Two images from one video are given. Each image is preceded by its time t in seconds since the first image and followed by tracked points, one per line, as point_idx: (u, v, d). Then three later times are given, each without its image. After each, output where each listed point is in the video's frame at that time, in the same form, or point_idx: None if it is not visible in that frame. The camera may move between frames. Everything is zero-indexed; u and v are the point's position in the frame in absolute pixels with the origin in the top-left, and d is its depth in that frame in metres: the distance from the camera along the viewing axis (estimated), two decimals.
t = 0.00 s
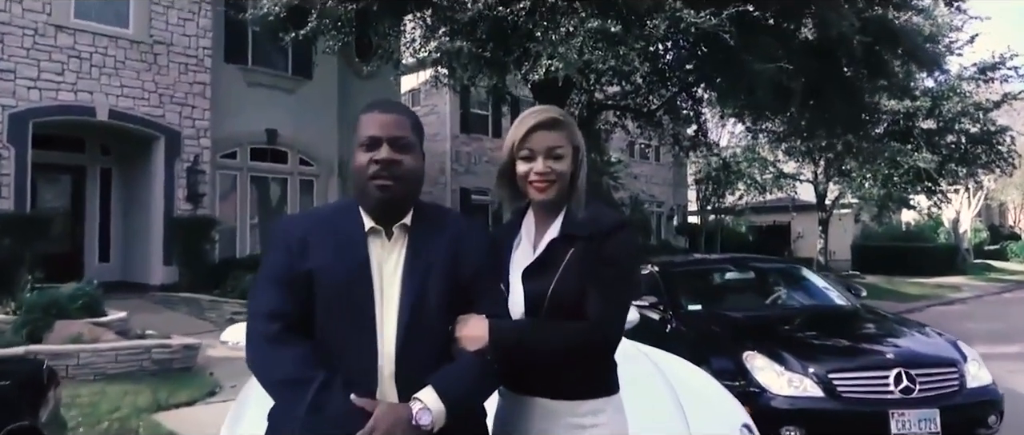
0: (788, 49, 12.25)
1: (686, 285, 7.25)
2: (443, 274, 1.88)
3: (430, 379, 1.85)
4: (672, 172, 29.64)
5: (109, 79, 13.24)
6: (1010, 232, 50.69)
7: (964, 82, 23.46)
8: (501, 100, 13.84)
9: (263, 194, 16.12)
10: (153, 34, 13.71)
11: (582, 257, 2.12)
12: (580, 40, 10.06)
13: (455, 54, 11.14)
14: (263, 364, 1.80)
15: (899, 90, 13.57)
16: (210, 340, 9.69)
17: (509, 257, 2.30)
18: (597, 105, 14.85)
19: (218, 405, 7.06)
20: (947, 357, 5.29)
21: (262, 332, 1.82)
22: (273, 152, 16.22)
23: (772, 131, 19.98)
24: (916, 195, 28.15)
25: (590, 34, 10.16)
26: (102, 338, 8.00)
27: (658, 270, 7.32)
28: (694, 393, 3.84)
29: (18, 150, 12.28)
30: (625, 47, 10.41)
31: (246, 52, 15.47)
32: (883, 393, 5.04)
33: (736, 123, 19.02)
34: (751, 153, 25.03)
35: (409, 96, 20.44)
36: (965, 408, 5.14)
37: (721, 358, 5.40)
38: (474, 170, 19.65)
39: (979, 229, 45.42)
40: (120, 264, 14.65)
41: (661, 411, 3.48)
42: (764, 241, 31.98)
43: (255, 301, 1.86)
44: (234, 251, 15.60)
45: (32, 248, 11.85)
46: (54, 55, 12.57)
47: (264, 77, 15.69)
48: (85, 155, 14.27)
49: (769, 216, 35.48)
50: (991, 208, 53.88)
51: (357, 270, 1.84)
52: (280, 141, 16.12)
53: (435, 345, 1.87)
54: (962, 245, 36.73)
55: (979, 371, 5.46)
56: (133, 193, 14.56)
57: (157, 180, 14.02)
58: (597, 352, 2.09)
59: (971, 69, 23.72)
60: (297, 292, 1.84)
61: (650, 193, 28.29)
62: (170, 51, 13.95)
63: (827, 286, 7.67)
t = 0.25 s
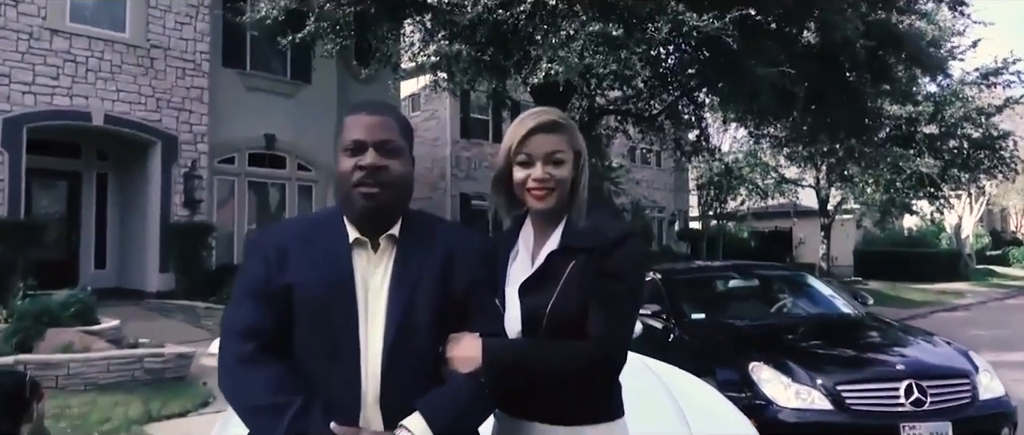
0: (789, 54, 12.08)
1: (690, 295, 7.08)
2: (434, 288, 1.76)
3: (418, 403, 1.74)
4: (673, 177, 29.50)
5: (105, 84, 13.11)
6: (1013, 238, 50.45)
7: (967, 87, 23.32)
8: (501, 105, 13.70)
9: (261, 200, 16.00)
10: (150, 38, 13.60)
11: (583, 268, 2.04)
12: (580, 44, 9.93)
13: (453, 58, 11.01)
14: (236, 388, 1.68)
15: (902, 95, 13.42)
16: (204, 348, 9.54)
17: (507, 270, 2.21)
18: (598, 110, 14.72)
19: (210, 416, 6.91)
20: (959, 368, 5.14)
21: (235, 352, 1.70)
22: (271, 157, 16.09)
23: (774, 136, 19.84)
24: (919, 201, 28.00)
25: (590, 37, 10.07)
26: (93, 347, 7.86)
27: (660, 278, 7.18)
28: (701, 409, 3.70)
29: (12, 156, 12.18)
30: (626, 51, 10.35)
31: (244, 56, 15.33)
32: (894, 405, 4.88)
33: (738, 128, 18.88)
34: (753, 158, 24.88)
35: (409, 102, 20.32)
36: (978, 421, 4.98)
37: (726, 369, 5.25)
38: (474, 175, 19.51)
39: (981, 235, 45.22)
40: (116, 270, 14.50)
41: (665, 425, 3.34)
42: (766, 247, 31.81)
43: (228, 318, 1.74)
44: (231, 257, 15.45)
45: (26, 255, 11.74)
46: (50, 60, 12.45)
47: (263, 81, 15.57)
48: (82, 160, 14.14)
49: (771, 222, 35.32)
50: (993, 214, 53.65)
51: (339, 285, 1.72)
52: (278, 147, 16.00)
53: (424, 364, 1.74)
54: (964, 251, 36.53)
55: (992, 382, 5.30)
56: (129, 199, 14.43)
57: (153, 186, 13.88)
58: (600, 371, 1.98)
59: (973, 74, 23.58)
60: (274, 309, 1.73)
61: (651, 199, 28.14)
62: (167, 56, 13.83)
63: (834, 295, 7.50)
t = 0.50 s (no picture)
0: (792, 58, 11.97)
1: (695, 305, 6.91)
2: (420, 313, 1.66)
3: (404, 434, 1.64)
4: (674, 183, 29.36)
5: (102, 88, 12.98)
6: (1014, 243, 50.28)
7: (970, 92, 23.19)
8: (501, 110, 13.56)
9: (260, 206, 15.81)
10: (147, 42, 13.49)
11: (581, 289, 1.95)
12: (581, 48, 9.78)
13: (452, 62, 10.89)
14: (200, 423, 1.56)
15: (904, 100, 13.29)
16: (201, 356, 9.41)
17: (501, 291, 2.07)
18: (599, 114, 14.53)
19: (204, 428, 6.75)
20: (973, 381, 5.00)
21: (200, 382, 1.58)
22: (270, 163, 15.91)
23: (776, 141, 19.71)
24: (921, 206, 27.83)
25: (591, 41, 9.94)
26: (85, 357, 7.70)
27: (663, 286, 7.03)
28: None
29: (8, 161, 12.03)
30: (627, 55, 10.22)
31: (242, 60, 15.22)
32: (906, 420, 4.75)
33: (739, 133, 18.75)
34: (755, 163, 24.73)
35: (409, 107, 20.20)
36: None
37: (730, 381, 5.11)
38: (475, 181, 19.42)
39: (983, 240, 44.99)
40: (112, 276, 14.36)
41: None
42: (768, 252, 31.67)
43: (191, 346, 1.62)
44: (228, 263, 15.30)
45: (21, 262, 11.62)
46: (46, 64, 12.34)
47: (262, 86, 15.44)
48: (78, 166, 13.99)
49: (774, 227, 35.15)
50: (995, 219, 53.48)
51: (317, 309, 1.61)
52: (277, 153, 15.83)
53: (410, 394, 1.64)
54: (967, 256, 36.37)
55: (1005, 395, 5.17)
56: (126, 205, 14.30)
57: (151, 191, 13.75)
58: (606, 403, 1.83)
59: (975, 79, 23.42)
60: (243, 336, 1.61)
61: (652, 204, 28.00)
62: (165, 60, 13.71)
63: (840, 304, 7.35)
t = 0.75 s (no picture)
0: (795, 63, 11.91)
1: (699, 314, 6.76)
2: (406, 331, 1.60)
3: None
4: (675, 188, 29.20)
5: (99, 92, 12.86)
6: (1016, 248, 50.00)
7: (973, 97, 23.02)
8: (501, 115, 13.41)
9: (258, 211, 15.69)
10: (145, 46, 13.38)
11: (585, 302, 1.94)
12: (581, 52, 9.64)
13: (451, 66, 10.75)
14: None
15: (908, 105, 13.14)
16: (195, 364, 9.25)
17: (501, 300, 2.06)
18: (602, 118, 14.30)
19: None
20: (984, 393, 4.90)
21: (167, 407, 1.52)
22: (268, 168, 15.81)
23: (778, 147, 19.56)
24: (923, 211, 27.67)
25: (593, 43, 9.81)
26: (76, 365, 7.55)
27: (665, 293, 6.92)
28: None
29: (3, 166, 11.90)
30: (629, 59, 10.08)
31: (240, 65, 15.11)
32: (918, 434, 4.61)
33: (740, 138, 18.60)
34: (757, 168, 24.59)
35: (409, 112, 20.08)
36: None
37: (736, 391, 4.97)
38: (475, 186, 19.29)
39: (985, 245, 44.74)
40: (109, 282, 14.23)
41: None
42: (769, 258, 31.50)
43: (161, 366, 1.56)
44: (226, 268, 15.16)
45: (16, 268, 11.49)
46: (42, 68, 12.23)
47: (260, 90, 15.29)
48: (75, 171, 13.87)
49: (776, 232, 34.98)
50: (997, 224, 53.20)
51: (296, 327, 1.55)
52: (276, 158, 15.71)
53: (395, 419, 1.57)
54: (969, 261, 36.17)
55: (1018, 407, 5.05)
56: (123, 210, 14.18)
57: (147, 197, 13.64)
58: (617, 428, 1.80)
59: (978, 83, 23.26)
60: (215, 356, 1.55)
61: (653, 210, 27.84)
62: (163, 64, 13.60)
63: (847, 311, 7.22)
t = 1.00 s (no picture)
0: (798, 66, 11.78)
1: (700, 318, 6.70)
2: (403, 337, 1.57)
3: None
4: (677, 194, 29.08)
5: (96, 96, 12.75)
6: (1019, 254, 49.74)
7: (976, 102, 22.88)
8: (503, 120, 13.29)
9: (257, 216, 15.58)
10: (143, 50, 13.27)
11: (595, 312, 1.87)
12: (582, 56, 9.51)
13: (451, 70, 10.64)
14: None
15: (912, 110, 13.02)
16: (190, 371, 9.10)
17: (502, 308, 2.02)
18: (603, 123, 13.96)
19: None
20: (998, 403, 4.77)
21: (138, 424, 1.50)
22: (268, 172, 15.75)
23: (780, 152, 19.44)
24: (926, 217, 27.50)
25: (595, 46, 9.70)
26: (70, 372, 7.42)
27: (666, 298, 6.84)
28: None
29: None
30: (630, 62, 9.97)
31: (240, 69, 15.02)
32: None
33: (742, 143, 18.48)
34: (759, 173, 24.43)
35: (410, 117, 19.98)
36: None
37: (741, 400, 4.85)
38: (476, 191, 19.17)
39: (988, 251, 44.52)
40: (106, 288, 14.11)
41: None
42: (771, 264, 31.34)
43: (134, 379, 1.54)
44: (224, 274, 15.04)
45: (11, 274, 11.37)
46: (39, 72, 12.13)
47: (257, 94, 15.12)
48: (72, 176, 13.76)
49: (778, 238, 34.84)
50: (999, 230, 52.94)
51: (275, 341, 1.52)
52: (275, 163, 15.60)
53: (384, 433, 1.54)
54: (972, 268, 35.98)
55: None
56: (120, 216, 14.07)
57: (145, 202, 13.54)
58: None
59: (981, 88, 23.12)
60: (190, 368, 1.52)
61: (655, 215, 27.71)
62: (161, 68, 13.48)
63: (855, 319, 7.07)
